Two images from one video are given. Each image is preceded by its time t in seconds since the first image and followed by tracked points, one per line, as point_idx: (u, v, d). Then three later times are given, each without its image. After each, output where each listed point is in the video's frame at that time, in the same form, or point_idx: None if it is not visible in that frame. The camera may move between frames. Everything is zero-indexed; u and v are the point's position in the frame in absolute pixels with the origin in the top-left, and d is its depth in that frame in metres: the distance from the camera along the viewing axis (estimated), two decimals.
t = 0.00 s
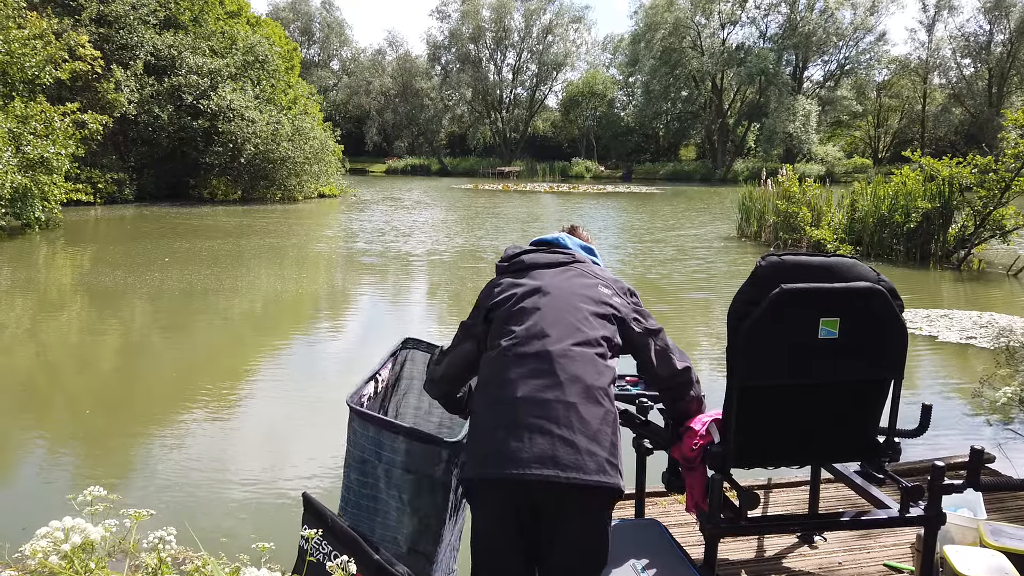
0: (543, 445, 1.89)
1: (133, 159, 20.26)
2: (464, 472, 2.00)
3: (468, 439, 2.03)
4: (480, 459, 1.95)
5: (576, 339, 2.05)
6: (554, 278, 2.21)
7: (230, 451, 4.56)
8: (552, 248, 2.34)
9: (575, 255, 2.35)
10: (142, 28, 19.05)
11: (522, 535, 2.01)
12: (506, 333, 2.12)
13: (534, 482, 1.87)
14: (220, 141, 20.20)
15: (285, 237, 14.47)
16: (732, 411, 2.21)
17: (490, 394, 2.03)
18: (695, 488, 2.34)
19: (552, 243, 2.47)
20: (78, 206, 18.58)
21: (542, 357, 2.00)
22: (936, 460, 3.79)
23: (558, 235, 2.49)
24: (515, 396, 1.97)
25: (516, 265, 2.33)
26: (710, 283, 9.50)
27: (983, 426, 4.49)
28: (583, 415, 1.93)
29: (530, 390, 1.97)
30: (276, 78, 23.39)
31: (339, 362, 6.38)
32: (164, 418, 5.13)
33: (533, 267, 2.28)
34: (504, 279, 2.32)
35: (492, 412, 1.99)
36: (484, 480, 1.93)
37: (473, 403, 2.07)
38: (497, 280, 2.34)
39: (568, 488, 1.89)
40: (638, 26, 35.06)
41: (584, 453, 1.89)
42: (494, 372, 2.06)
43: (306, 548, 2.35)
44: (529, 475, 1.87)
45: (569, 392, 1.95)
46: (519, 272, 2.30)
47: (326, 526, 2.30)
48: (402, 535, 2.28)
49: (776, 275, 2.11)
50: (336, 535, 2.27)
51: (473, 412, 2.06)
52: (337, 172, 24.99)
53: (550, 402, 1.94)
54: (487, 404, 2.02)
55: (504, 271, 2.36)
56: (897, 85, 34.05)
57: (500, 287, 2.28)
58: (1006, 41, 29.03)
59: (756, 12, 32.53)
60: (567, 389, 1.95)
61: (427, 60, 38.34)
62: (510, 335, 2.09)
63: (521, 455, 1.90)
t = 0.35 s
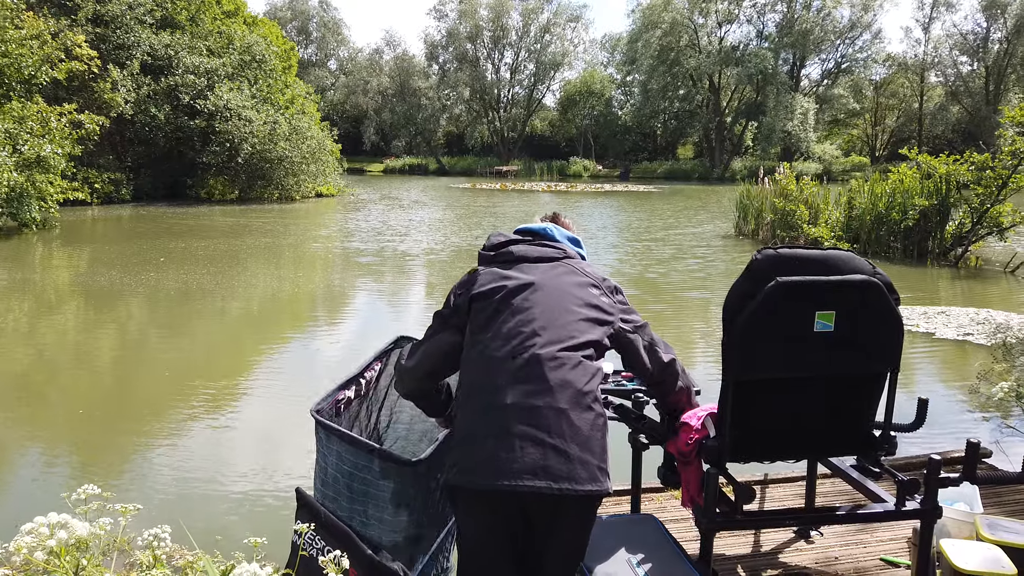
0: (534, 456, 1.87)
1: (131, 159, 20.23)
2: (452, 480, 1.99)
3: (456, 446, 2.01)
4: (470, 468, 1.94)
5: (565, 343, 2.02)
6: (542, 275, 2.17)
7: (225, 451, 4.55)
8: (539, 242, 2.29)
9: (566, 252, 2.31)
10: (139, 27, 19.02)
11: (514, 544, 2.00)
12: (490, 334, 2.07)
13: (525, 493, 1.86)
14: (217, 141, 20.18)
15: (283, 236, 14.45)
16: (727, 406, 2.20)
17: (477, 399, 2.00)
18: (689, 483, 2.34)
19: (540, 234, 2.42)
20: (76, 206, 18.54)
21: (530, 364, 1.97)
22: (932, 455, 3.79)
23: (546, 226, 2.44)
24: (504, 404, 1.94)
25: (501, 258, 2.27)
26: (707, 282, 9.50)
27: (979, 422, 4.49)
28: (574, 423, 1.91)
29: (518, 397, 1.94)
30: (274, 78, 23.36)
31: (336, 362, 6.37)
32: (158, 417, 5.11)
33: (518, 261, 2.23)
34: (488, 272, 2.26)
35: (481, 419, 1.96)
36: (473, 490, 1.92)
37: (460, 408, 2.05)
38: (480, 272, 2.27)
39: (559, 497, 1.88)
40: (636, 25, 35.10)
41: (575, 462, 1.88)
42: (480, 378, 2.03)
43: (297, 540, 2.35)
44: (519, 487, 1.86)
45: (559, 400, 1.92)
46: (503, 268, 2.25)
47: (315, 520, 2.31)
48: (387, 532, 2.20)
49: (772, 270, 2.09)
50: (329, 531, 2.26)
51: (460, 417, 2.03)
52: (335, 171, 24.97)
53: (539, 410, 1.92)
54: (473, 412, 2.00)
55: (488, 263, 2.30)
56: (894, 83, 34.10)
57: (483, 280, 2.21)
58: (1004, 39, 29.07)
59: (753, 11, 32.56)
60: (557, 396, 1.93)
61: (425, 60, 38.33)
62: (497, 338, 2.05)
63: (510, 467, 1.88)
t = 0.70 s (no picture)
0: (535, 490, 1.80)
1: (113, 160, 20.03)
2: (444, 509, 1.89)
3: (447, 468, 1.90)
4: (466, 500, 1.84)
5: (558, 361, 1.92)
6: (527, 277, 2.01)
7: (210, 454, 4.51)
8: (515, 234, 2.07)
9: (545, 245, 2.10)
10: (121, 27, 18.84)
11: None
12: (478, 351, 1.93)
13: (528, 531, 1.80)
14: (201, 141, 20.04)
15: (268, 237, 14.36)
16: (717, 403, 2.22)
17: (468, 423, 1.88)
18: (679, 479, 2.35)
19: (513, 219, 2.16)
20: (56, 207, 18.31)
21: (526, 389, 1.86)
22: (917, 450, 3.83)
23: (521, 210, 2.16)
24: (498, 433, 1.84)
25: (475, 252, 2.06)
26: (692, 281, 9.54)
27: (963, 418, 4.54)
28: (574, 451, 1.86)
29: (515, 424, 1.84)
30: (258, 78, 23.21)
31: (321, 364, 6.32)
32: (142, 420, 5.06)
33: (496, 258, 2.03)
34: (463, 273, 2.07)
35: (471, 449, 1.86)
36: (469, 524, 1.83)
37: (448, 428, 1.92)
38: (455, 270, 2.08)
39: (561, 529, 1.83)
40: (621, 26, 35.24)
41: (578, 493, 1.84)
42: (471, 398, 1.90)
43: (287, 539, 2.35)
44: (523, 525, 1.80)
45: (557, 427, 1.85)
46: (481, 267, 2.04)
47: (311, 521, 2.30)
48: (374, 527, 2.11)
49: (760, 265, 2.10)
50: (319, 529, 2.26)
51: (450, 439, 1.91)
52: (320, 172, 24.87)
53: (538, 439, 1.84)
54: (466, 437, 1.88)
55: (461, 257, 2.09)
56: (876, 84, 34.41)
57: (461, 283, 2.04)
58: (983, 40, 29.40)
59: (737, 12, 32.75)
60: (554, 423, 1.85)
61: (410, 60, 38.27)
62: (480, 358, 1.92)
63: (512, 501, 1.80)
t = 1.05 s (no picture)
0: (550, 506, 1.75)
1: (108, 161, 19.99)
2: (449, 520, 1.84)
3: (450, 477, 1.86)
4: (470, 515, 1.80)
5: (566, 364, 1.82)
6: (530, 270, 1.88)
7: (206, 455, 4.49)
8: (514, 219, 1.93)
9: (546, 228, 1.96)
10: (116, 27, 18.80)
11: None
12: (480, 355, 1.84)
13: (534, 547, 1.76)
14: (196, 141, 19.99)
15: (264, 238, 14.34)
16: (717, 403, 2.23)
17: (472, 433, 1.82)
18: (678, 478, 2.36)
19: (510, 198, 2.05)
20: (52, 208, 18.26)
21: (533, 396, 1.79)
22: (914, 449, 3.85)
23: (519, 185, 2.07)
24: (507, 445, 1.78)
25: (470, 243, 1.94)
26: (688, 281, 9.57)
27: (959, 417, 4.54)
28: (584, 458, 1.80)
29: (520, 435, 1.78)
30: (253, 78, 23.16)
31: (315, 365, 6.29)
32: (138, 421, 5.05)
33: (493, 248, 1.91)
34: (458, 266, 1.96)
35: (479, 462, 1.80)
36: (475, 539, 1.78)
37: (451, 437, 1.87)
38: (451, 262, 1.97)
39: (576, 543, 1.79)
40: (616, 26, 35.27)
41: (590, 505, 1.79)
42: (474, 407, 1.82)
43: (283, 535, 2.34)
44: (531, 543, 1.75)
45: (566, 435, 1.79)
46: (477, 260, 1.92)
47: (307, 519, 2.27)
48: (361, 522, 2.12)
49: (760, 265, 2.10)
50: (316, 529, 2.23)
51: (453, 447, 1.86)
52: (316, 172, 24.84)
53: (544, 451, 1.77)
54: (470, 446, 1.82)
55: (455, 249, 1.98)
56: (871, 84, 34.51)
57: (458, 277, 1.93)
58: (977, 41, 29.54)
59: (731, 12, 32.83)
60: (563, 429, 1.79)
61: (406, 61, 38.27)
62: (485, 362, 1.83)
63: (519, 515, 1.76)
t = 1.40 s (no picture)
0: (569, 499, 1.70)
1: (105, 161, 19.98)
2: (461, 527, 1.78)
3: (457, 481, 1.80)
4: (484, 516, 1.73)
5: (571, 351, 1.79)
6: (524, 263, 1.87)
7: (203, 457, 4.47)
8: (499, 217, 1.96)
9: (534, 224, 1.99)
10: (112, 27, 18.80)
11: None
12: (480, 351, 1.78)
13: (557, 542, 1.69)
14: (193, 141, 19.96)
15: (261, 238, 14.30)
16: (717, 401, 2.23)
17: (479, 435, 1.76)
18: (678, 479, 2.36)
19: (491, 201, 2.07)
20: (48, 208, 18.21)
21: (539, 388, 1.74)
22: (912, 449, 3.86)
23: (497, 190, 2.10)
24: (519, 440, 1.72)
25: (454, 244, 1.94)
26: (687, 282, 9.55)
27: (956, 417, 4.56)
28: (600, 448, 1.76)
29: (531, 429, 1.72)
30: (250, 78, 23.12)
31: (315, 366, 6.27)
32: (136, 422, 5.05)
33: (482, 245, 1.90)
34: (450, 268, 1.94)
35: (492, 459, 1.74)
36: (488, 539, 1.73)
37: (457, 440, 1.80)
38: (442, 266, 1.96)
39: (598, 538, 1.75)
40: (613, 26, 35.29)
41: (609, 490, 1.74)
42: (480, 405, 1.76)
43: (287, 536, 2.36)
44: (551, 538, 1.68)
45: (577, 423, 1.75)
46: (470, 259, 1.91)
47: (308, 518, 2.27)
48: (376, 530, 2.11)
49: (760, 264, 2.09)
50: (320, 529, 2.22)
51: (459, 449, 1.80)
52: (314, 172, 24.80)
53: (557, 440, 1.73)
54: (479, 445, 1.76)
55: (443, 250, 1.97)
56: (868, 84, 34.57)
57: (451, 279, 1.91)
58: (973, 41, 29.59)
59: (728, 12, 32.89)
60: (574, 418, 1.75)
61: (403, 61, 38.26)
62: (489, 355, 1.78)
63: (538, 510, 1.70)
